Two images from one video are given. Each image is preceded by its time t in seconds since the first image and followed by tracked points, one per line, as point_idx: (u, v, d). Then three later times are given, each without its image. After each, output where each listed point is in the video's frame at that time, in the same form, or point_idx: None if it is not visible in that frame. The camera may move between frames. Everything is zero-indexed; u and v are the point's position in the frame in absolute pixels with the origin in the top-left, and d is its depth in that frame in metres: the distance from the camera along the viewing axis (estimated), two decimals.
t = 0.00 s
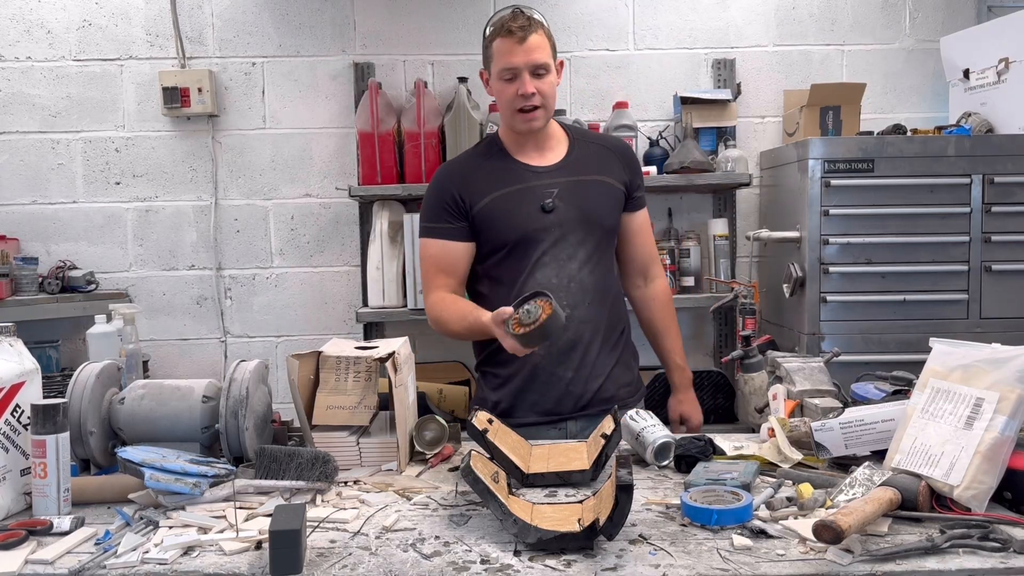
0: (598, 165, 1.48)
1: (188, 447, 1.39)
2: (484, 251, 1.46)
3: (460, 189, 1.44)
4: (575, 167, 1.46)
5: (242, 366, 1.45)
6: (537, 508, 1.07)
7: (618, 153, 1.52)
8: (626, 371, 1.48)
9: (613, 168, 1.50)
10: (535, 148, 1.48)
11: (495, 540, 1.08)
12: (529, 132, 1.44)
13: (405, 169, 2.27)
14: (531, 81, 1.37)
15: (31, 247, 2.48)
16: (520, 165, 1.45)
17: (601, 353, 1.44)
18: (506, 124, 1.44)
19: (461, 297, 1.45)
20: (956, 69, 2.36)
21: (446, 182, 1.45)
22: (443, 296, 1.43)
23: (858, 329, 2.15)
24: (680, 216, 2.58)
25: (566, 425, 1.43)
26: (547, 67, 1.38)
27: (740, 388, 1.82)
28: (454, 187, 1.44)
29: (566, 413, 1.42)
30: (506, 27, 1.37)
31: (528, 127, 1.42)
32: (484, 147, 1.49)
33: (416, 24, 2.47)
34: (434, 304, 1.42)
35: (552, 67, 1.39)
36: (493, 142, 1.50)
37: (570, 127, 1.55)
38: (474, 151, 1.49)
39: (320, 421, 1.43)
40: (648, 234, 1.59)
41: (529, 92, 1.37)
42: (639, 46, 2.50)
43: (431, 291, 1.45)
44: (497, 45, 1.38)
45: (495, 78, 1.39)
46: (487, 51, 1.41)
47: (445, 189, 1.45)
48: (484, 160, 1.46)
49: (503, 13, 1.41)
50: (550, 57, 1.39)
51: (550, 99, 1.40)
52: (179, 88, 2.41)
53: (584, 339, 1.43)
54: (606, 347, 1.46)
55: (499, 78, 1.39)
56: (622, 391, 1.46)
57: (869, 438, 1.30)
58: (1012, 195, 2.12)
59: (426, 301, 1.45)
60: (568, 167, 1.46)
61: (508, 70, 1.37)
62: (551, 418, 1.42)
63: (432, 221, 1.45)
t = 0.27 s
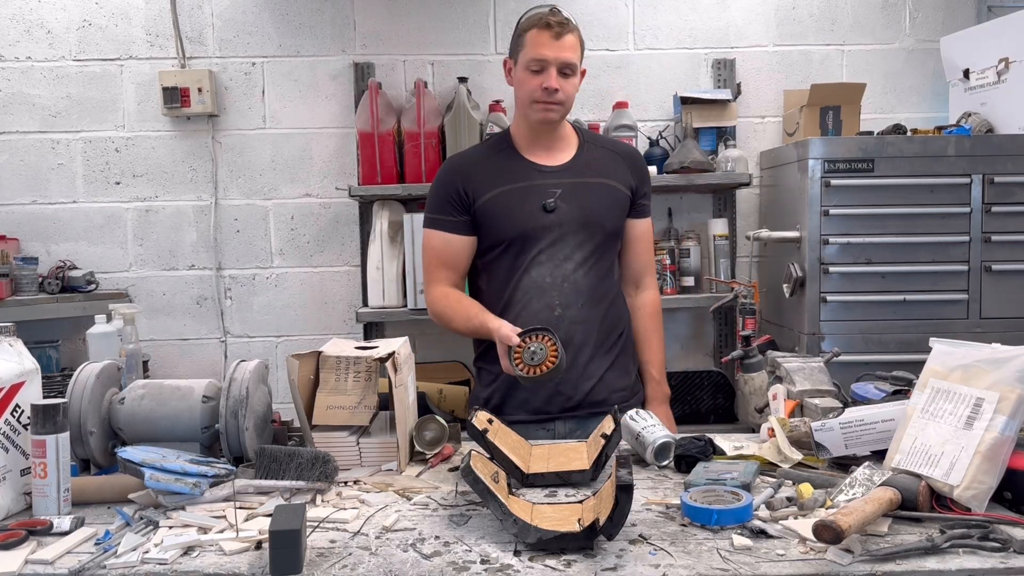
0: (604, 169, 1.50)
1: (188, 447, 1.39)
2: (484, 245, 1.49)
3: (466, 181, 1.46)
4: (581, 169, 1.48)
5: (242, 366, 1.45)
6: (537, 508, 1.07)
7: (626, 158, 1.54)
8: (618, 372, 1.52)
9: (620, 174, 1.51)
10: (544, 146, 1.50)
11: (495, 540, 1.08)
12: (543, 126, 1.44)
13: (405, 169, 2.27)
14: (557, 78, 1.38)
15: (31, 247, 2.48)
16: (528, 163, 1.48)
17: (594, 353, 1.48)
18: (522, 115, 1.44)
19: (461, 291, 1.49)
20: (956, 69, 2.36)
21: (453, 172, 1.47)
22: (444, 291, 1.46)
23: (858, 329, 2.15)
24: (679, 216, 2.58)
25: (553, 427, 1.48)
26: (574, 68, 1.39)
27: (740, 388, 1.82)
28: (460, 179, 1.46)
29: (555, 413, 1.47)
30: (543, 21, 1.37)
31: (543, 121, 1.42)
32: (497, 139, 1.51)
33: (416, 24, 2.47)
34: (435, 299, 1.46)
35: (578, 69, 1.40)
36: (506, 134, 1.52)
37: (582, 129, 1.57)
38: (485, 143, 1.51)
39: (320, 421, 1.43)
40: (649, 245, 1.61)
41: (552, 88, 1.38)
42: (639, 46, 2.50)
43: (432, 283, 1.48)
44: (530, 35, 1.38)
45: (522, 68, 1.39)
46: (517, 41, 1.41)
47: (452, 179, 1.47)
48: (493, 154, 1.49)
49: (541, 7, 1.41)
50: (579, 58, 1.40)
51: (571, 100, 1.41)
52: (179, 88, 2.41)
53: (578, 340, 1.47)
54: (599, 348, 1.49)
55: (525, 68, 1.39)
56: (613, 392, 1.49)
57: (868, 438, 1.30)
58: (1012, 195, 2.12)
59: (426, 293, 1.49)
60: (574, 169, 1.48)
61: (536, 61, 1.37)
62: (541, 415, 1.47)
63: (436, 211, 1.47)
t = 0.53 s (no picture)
0: (608, 171, 1.49)
1: (188, 447, 1.39)
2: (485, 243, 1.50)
3: (471, 177, 1.48)
4: (586, 171, 1.48)
5: (242, 366, 1.45)
6: (537, 508, 1.07)
7: (636, 161, 1.53)
8: (613, 375, 1.51)
9: (625, 177, 1.50)
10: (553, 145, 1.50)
11: (495, 540, 1.08)
12: (554, 126, 1.45)
13: (405, 169, 2.27)
14: (571, 79, 1.39)
15: (31, 247, 2.48)
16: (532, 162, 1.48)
17: (589, 355, 1.47)
18: (535, 113, 1.45)
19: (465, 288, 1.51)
20: (956, 69, 2.36)
21: (460, 168, 1.49)
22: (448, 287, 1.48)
23: (858, 329, 2.15)
24: (679, 216, 2.58)
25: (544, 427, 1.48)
26: (589, 70, 1.39)
27: (740, 388, 1.82)
28: (465, 176, 1.49)
29: (546, 414, 1.47)
30: (563, 21, 1.38)
31: (554, 121, 1.43)
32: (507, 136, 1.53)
33: (416, 24, 2.47)
34: (439, 294, 1.48)
35: (593, 71, 1.40)
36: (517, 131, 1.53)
37: (594, 129, 1.56)
38: (494, 141, 1.53)
39: (320, 421, 1.43)
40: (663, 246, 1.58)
41: (566, 89, 1.38)
42: (639, 46, 2.50)
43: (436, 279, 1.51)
44: (547, 33, 1.38)
45: (538, 67, 1.40)
46: (535, 38, 1.42)
47: (457, 175, 1.49)
48: (500, 152, 1.50)
49: (560, 6, 1.42)
50: (595, 60, 1.41)
51: (584, 101, 1.42)
52: (179, 88, 2.41)
53: (574, 342, 1.46)
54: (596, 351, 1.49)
55: (541, 66, 1.39)
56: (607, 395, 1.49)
57: (868, 438, 1.30)
58: (1012, 195, 2.12)
59: (431, 289, 1.51)
60: (578, 171, 1.48)
61: (552, 61, 1.38)
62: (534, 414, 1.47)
63: (441, 207, 1.50)
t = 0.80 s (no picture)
0: (612, 172, 1.50)
1: (188, 447, 1.40)
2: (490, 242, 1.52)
3: (477, 176, 1.50)
4: (590, 172, 1.49)
5: (242, 366, 1.45)
6: (537, 508, 1.08)
7: (642, 163, 1.52)
8: (615, 375, 1.51)
9: (628, 177, 1.50)
10: (561, 145, 1.51)
11: (495, 540, 1.08)
12: (560, 127, 1.46)
13: (405, 169, 2.27)
14: (574, 81, 1.40)
15: (31, 247, 2.48)
16: (538, 162, 1.49)
17: (589, 356, 1.48)
18: (541, 114, 1.46)
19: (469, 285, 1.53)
20: (956, 69, 2.36)
21: (467, 167, 1.52)
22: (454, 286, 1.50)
23: (858, 329, 2.15)
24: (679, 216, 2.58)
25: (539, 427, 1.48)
26: (594, 72, 1.40)
27: (740, 388, 1.83)
28: (472, 175, 1.51)
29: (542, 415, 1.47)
30: (568, 22, 1.38)
31: (560, 122, 1.44)
32: (515, 136, 1.54)
33: (416, 24, 2.47)
34: (445, 292, 1.51)
35: (599, 73, 1.41)
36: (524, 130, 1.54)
37: (603, 128, 1.56)
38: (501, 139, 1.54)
39: (320, 421, 1.43)
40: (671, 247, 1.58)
41: (571, 90, 1.39)
42: (639, 46, 2.50)
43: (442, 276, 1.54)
44: (553, 35, 1.39)
45: (542, 69, 1.41)
46: (540, 39, 1.42)
47: (464, 174, 1.51)
48: (507, 152, 1.51)
49: (567, 5, 1.42)
50: (600, 62, 1.41)
51: (589, 103, 1.43)
52: (180, 88, 2.41)
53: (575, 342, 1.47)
54: (598, 352, 1.49)
55: (546, 68, 1.40)
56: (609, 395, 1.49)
57: (868, 438, 1.30)
58: (1012, 195, 2.12)
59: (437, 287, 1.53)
60: (582, 171, 1.49)
61: (556, 62, 1.39)
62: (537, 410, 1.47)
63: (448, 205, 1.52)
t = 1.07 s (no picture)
0: (589, 170, 1.42)
1: (188, 447, 1.39)
2: (469, 251, 1.44)
3: (450, 185, 1.41)
4: (569, 172, 1.41)
5: (242, 366, 1.45)
6: (537, 508, 1.06)
7: (620, 153, 1.45)
8: (606, 378, 1.45)
9: (606, 173, 1.42)
10: (534, 148, 1.44)
11: (495, 540, 1.08)
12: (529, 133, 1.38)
13: (405, 169, 2.27)
14: (538, 83, 1.31)
15: (31, 247, 2.48)
16: (512, 167, 1.41)
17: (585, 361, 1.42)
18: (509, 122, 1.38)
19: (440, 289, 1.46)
20: (956, 69, 2.36)
21: (437, 175, 1.42)
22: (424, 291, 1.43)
23: (859, 329, 2.15)
24: (679, 216, 2.58)
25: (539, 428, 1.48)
26: (557, 71, 1.31)
27: (740, 388, 1.83)
28: (443, 184, 1.41)
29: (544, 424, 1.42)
30: (521, 24, 1.29)
31: (529, 130, 1.36)
32: (484, 140, 1.45)
33: (416, 24, 2.47)
34: (413, 299, 1.43)
35: (562, 71, 1.32)
36: (493, 135, 1.45)
37: (573, 123, 1.48)
38: (469, 144, 1.45)
39: (320, 421, 1.42)
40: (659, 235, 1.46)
41: (535, 95, 1.31)
42: (639, 46, 2.50)
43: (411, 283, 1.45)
44: (507, 40, 1.30)
45: (503, 74, 1.33)
46: (497, 44, 1.33)
47: (435, 185, 1.42)
48: (478, 157, 1.43)
49: (519, 5, 1.33)
50: (561, 60, 1.32)
51: (557, 104, 1.34)
52: (179, 88, 2.41)
53: (565, 349, 1.41)
54: (592, 358, 1.43)
55: (507, 75, 1.32)
56: (604, 401, 1.43)
57: (868, 438, 1.30)
58: (1012, 195, 2.12)
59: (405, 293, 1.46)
60: (559, 172, 1.41)
61: (517, 69, 1.30)
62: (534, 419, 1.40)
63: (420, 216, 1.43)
